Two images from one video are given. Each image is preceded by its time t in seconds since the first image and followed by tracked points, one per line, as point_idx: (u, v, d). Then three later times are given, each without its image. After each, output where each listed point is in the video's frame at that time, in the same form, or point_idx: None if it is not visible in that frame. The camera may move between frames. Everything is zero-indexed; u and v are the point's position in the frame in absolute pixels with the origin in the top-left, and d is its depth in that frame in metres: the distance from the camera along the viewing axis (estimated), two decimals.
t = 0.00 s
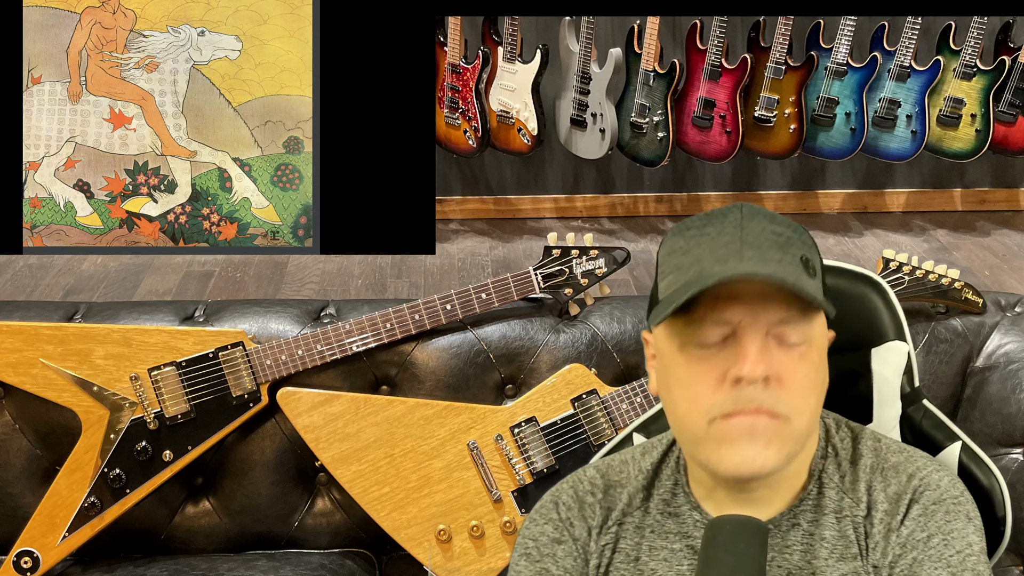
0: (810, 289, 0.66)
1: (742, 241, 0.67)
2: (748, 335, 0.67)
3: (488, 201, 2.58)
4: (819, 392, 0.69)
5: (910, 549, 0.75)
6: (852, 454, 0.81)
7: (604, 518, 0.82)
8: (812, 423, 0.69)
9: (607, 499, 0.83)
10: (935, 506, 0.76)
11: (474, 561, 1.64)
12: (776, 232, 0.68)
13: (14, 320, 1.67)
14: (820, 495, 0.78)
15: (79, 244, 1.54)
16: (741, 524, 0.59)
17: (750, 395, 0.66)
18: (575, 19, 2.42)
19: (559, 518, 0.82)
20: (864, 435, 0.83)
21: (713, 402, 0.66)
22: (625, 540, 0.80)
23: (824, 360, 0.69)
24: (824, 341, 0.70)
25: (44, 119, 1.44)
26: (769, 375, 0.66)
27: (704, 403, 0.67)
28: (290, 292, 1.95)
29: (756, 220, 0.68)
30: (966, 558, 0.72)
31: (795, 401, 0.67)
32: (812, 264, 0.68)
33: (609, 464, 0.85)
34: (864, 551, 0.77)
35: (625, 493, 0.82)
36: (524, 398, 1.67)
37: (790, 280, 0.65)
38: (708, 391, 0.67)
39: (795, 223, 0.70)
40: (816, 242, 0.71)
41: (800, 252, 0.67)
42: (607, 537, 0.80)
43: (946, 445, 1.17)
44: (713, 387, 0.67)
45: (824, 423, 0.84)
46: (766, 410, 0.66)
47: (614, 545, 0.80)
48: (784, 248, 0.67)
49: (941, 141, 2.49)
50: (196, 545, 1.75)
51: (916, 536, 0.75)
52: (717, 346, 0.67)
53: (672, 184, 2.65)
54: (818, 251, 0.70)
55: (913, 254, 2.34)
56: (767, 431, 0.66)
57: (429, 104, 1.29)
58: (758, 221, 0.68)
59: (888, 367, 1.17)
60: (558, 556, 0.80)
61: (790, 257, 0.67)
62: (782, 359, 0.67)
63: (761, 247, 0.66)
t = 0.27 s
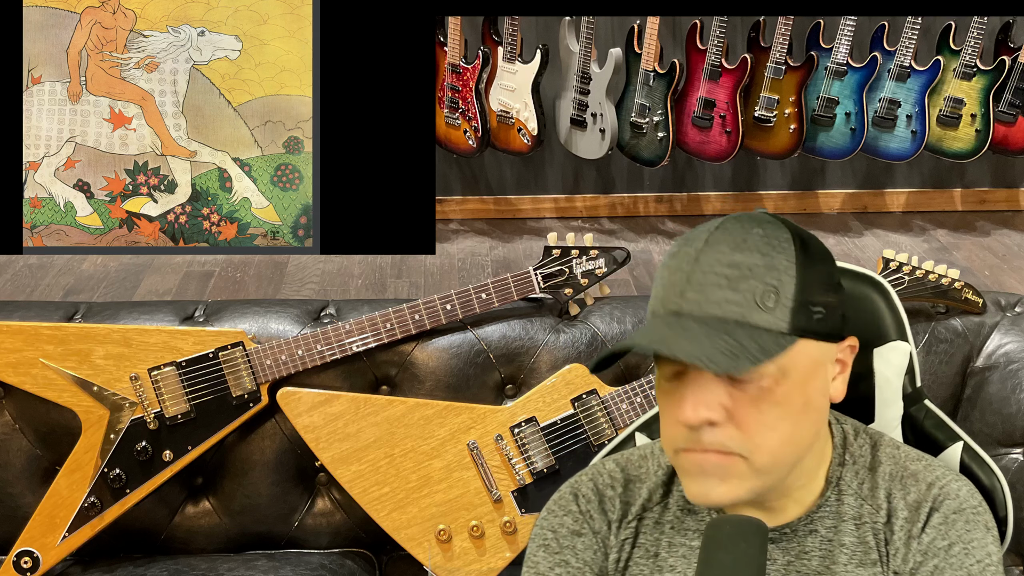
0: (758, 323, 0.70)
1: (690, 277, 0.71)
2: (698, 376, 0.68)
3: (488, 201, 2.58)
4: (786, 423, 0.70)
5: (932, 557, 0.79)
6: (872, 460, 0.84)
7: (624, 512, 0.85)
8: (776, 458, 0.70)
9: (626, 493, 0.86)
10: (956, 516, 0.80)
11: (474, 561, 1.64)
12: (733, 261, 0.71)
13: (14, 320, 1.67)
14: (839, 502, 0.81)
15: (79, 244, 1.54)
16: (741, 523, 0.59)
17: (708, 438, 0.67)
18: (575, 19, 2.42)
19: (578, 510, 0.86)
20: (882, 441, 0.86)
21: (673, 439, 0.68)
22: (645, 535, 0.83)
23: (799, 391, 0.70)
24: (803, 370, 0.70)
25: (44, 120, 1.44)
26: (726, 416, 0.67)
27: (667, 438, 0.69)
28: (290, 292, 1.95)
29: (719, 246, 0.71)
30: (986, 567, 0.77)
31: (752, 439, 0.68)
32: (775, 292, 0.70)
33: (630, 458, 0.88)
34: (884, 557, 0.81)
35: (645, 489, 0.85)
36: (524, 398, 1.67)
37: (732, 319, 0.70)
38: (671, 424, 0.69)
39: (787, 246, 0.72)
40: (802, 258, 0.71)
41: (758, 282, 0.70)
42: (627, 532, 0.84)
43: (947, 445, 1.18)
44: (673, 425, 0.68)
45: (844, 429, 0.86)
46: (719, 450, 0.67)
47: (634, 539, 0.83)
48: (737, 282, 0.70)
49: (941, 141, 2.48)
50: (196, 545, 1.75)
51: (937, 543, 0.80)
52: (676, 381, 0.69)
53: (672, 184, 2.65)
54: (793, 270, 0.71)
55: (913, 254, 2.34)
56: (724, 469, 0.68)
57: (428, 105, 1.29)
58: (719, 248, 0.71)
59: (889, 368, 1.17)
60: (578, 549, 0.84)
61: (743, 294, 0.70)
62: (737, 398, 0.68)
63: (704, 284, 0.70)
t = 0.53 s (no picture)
0: (754, 281, 0.78)
1: (704, 237, 0.82)
2: (687, 330, 0.78)
3: (488, 201, 2.57)
4: (770, 394, 0.77)
5: (940, 559, 0.83)
6: (881, 460, 0.88)
7: (632, 506, 0.90)
8: (758, 428, 0.76)
9: (634, 487, 0.90)
10: (965, 518, 0.84)
11: (474, 561, 1.64)
12: (744, 228, 0.81)
13: (14, 320, 1.67)
14: (846, 501, 0.85)
15: (79, 244, 1.54)
16: (740, 524, 0.59)
17: (689, 393, 0.76)
18: (575, 19, 2.42)
19: (587, 503, 0.90)
20: (890, 441, 0.89)
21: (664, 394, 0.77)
22: (653, 529, 0.88)
23: (788, 363, 0.78)
24: (793, 346, 0.78)
25: (44, 119, 1.44)
26: (708, 372, 0.76)
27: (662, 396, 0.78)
28: (291, 292, 1.95)
29: (736, 215, 0.82)
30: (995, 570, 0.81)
31: (733, 402, 0.76)
32: (775, 259, 0.79)
33: (637, 452, 0.92)
34: (892, 557, 0.85)
35: (652, 482, 0.90)
36: (524, 398, 1.67)
37: (729, 273, 0.78)
38: (664, 388, 0.78)
39: (800, 226, 0.81)
40: (810, 238, 0.80)
41: (762, 248, 0.79)
42: (636, 526, 0.89)
43: (949, 445, 1.17)
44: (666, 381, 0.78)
45: (852, 428, 0.90)
46: (699, 405, 0.75)
47: (642, 533, 0.88)
48: (742, 244, 0.80)
49: (941, 141, 2.49)
50: (195, 545, 1.75)
51: (946, 545, 0.83)
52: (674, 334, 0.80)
53: (672, 184, 2.65)
54: (800, 246, 0.80)
55: (913, 254, 2.34)
56: (701, 429, 0.75)
57: (429, 104, 1.29)
58: (735, 218, 0.82)
59: (890, 368, 1.17)
60: (586, 542, 0.88)
61: (744, 255, 0.79)
62: (722, 357, 0.77)
63: (712, 243, 0.81)
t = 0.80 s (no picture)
0: (723, 333, 0.76)
1: (670, 280, 0.79)
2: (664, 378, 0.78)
3: (488, 201, 2.58)
4: (748, 437, 0.77)
5: (934, 565, 0.83)
6: (876, 465, 0.88)
7: (627, 510, 0.90)
8: (735, 471, 0.78)
9: (629, 491, 0.91)
10: (959, 524, 0.83)
11: (474, 561, 1.64)
12: (713, 267, 0.77)
13: (14, 320, 1.67)
14: (841, 508, 0.85)
15: (79, 244, 1.54)
16: (739, 523, 0.59)
17: (667, 439, 0.77)
18: (575, 19, 2.42)
19: (582, 506, 0.90)
20: (886, 446, 0.89)
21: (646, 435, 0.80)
22: (647, 533, 0.89)
23: (764, 408, 0.77)
24: (772, 387, 0.76)
25: (44, 119, 1.44)
26: (685, 420, 0.77)
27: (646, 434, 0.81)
28: (290, 292, 1.95)
29: (706, 248, 0.79)
30: None
31: (710, 448, 0.77)
32: (746, 305, 0.76)
33: (632, 455, 0.93)
34: (886, 563, 0.86)
35: (647, 487, 0.91)
36: (524, 398, 1.67)
37: (697, 325, 0.76)
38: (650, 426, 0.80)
39: (775, 257, 0.77)
40: (787, 268, 0.77)
41: (730, 292, 0.77)
42: (631, 530, 0.89)
43: (947, 445, 1.18)
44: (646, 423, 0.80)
45: (848, 434, 0.88)
46: (675, 451, 0.78)
47: (636, 537, 0.89)
48: (711, 288, 0.77)
49: (941, 141, 2.49)
50: (196, 545, 1.75)
51: (940, 551, 0.83)
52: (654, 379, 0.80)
53: (672, 184, 2.65)
54: (772, 283, 0.76)
55: (913, 254, 2.34)
56: (680, 472, 0.78)
57: (428, 104, 1.29)
58: (705, 252, 0.78)
59: (889, 368, 1.17)
60: (580, 545, 0.89)
61: (713, 302, 0.77)
62: (698, 403, 0.77)
63: (679, 287, 0.78)
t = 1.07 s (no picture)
0: (715, 288, 0.79)
1: (658, 247, 0.82)
2: (651, 338, 0.79)
3: (488, 201, 2.57)
4: (737, 399, 0.77)
5: (918, 555, 0.82)
6: (860, 456, 0.88)
7: (610, 514, 0.90)
8: (727, 435, 0.77)
9: (612, 495, 0.91)
10: (943, 513, 0.83)
11: (474, 561, 1.64)
12: (702, 233, 0.81)
13: (14, 320, 1.67)
14: (823, 499, 0.84)
15: (79, 244, 1.55)
16: (740, 524, 0.59)
17: (657, 403, 0.76)
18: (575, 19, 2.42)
19: (565, 513, 0.91)
20: (869, 437, 0.90)
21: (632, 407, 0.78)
22: (630, 536, 0.88)
23: (753, 367, 0.78)
24: (759, 349, 0.79)
25: (44, 120, 1.44)
26: (675, 382, 0.77)
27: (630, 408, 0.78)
28: (290, 292, 1.95)
29: (693, 219, 0.83)
30: (974, 564, 0.80)
31: (699, 409, 0.76)
32: (735, 264, 0.79)
33: (616, 460, 0.93)
34: (870, 554, 0.84)
35: (630, 490, 0.90)
36: (524, 398, 1.67)
37: (689, 281, 0.79)
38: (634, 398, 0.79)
39: (760, 226, 0.82)
40: (772, 237, 0.82)
41: (720, 254, 0.80)
42: (613, 533, 0.89)
43: (946, 445, 1.18)
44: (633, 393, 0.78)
45: (830, 425, 0.90)
46: (665, 414, 0.76)
47: (620, 541, 0.89)
48: (701, 250, 0.81)
49: (941, 141, 2.49)
50: (196, 545, 1.75)
51: (924, 541, 0.82)
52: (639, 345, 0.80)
53: (672, 184, 2.65)
54: (759, 250, 0.80)
55: (913, 254, 2.34)
56: (669, 439, 0.76)
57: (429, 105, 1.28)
58: (693, 221, 0.82)
59: (888, 368, 1.17)
60: (564, 552, 0.89)
61: (703, 261, 0.80)
62: (688, 364, 0.77)
63: (671, 250, 0.81)
